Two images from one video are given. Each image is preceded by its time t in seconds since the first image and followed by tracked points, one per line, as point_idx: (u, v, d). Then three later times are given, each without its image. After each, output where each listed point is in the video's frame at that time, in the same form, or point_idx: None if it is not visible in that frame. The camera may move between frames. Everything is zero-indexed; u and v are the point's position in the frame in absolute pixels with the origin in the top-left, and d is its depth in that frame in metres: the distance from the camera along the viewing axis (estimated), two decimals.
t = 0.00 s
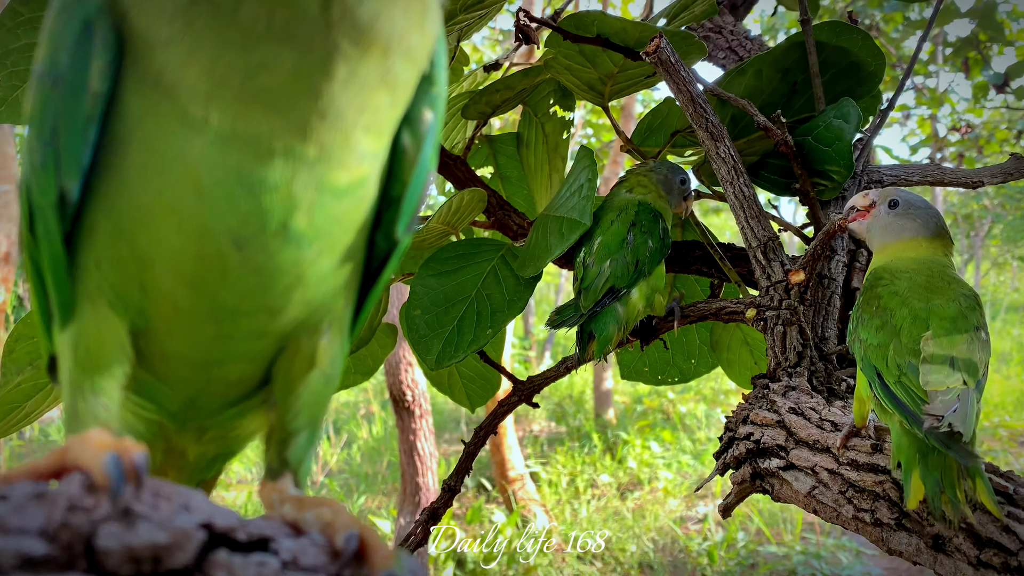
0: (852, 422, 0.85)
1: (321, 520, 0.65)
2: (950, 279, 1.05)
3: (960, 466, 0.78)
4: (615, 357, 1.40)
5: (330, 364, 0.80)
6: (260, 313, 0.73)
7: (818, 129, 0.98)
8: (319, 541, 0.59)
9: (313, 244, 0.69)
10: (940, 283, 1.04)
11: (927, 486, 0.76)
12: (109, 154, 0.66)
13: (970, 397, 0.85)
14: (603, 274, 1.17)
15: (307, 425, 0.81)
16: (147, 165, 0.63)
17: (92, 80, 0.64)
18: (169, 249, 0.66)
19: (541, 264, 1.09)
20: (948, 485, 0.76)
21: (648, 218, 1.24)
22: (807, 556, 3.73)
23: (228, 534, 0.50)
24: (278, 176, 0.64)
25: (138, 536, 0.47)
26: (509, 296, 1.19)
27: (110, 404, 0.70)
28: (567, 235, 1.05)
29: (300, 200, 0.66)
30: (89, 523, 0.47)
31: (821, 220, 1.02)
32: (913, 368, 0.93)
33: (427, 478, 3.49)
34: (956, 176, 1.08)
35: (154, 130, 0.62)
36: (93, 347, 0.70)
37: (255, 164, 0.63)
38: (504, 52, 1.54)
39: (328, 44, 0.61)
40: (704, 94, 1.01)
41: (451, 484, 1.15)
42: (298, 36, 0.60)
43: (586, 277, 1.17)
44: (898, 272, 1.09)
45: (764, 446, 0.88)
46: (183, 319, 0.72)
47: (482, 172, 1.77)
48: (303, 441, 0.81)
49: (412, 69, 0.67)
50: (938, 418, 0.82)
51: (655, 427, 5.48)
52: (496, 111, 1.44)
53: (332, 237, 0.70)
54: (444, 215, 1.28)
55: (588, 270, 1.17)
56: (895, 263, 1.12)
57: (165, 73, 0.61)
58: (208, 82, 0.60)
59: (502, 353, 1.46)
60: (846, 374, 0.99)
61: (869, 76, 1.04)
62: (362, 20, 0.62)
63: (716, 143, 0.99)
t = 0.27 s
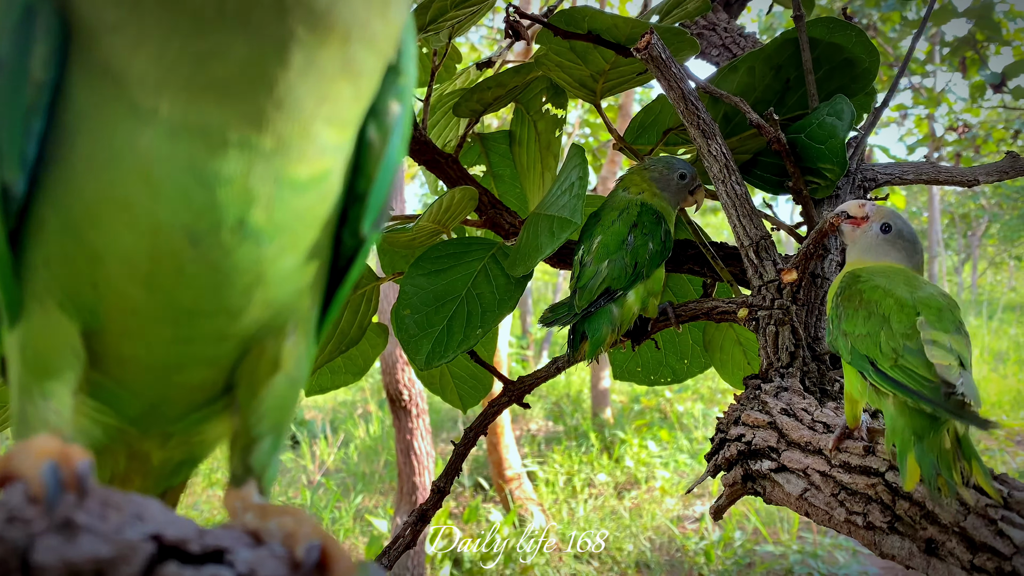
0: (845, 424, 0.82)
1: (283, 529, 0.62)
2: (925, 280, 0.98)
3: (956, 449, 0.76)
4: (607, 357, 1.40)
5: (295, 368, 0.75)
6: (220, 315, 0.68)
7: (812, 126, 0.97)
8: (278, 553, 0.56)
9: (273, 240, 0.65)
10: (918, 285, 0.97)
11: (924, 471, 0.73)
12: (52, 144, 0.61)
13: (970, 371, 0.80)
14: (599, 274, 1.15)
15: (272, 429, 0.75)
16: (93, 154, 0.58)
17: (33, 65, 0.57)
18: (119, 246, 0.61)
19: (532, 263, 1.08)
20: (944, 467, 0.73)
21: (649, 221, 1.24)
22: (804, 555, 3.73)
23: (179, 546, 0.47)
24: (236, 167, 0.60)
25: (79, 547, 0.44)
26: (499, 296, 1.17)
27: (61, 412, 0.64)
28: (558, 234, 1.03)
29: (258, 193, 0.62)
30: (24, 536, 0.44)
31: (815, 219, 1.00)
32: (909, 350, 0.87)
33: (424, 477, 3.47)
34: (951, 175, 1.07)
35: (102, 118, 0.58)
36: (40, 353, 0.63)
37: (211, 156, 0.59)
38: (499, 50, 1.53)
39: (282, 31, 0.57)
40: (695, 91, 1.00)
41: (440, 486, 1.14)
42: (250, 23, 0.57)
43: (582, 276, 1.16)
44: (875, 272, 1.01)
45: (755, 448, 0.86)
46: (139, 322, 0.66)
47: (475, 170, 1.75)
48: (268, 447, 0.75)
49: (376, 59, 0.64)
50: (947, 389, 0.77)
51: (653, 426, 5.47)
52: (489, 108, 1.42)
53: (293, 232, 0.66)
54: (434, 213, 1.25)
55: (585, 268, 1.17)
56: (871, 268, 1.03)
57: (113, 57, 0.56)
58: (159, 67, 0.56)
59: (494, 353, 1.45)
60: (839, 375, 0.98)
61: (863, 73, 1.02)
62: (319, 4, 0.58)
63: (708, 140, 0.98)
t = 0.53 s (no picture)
0: (838, 425, 0.81)
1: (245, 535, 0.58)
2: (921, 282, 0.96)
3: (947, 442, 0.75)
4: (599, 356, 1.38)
5: (260, 370, 0.68)
6: (177, 311, 0.61)
7: (806, 122, 0.95)
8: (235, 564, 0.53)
9: (231, 236, 0.59)
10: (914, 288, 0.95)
11: (914, 464, 0.72)
12: None
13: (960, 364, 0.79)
14: (588, 275, 1.15)
15: (236, 433, 0.68)
16: (34, 142, 0.52)
17: None
18: (65, 241, 0.55)
19: (522, 261, 1.06)
20: (935, 459, 0.72)
21: (638, 222, 1.23)
22: (801, 554, 3.73)
23: (126, 558, 0.45)
24: (189, 158, 0.54)
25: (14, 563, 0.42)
26: (491, 294, 1.16)
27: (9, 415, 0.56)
28: (549, 231, 1.01)
29: (214, 185, 0.56)
30: None
31: (808, 217, 0.99)
32: (900, 344, 0.86)
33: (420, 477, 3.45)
34: (946, 172, 1.05)
35: (44, 103, 0.52)
36: None
37: (163, 145, 0.53)
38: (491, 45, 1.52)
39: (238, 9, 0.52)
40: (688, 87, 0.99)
41: (430, 487, 1.12)
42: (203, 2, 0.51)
43: (570, 277, 1.14)
44: (869, 275, 1.00)
45: (748, 449, 0.85)
46: (93, 321, 0.59)
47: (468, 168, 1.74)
48: (231, 452, 0.67)
49: (340, 44, 0.59)
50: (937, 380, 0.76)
51: (650, 426, 5.46)
52: (481, 105, 1.41)
53: (255, 228, 0.60)
54: (425, 211, 1.23)
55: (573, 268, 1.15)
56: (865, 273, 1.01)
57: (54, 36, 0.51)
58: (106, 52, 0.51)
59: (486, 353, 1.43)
60: (833, 375, 0.97)
61: (857, 69, 1.01)
62: None
63: (699, 136, 0.97)
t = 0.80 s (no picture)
0: (834, 427, 0.79)
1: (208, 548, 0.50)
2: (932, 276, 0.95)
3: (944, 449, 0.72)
4: (595, 356, 1.37)
5: (229, 374, 0.58)
6: (137, 311, 0.53)
7: (801, 120, 0.94)
8: None
9: (192, 234, 0.52)
10: (922, 282, 0.94)
11: (913, 469, 0.70)
12: None
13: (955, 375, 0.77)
14: (558, 275, 1.16)
15: (203, 440, 0.57)
16: None
17: None
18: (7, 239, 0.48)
19: (514, 260, 1.05)
20: (934, 465, 0.70)
21: (607, 218, 1.22)
22: (798, 554, 3.72)
23: (77, 572, 0.41)
24: (143, 150, 0.48)
25: None
26: (482, 294, 1.14)
27: None
28: (541, 231, 1.00)
29: (172, 180, 0.50)
30: None
31: (804, 215, 0.98)
32: (893, 349, 0.84)
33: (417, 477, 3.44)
34: (944, 170, 1.04)
35: None
36: None
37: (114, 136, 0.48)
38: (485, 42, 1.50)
39: None
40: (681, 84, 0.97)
41: (423, 489, 1.11)
42: None
43: (541, 279, 1.17)
44: (878, 268, 0.99)
45: (742, 451, 0.83)
46: (44, 324, 0.51)
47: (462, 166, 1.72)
48: (198, 459, 0.56)
49: (305, 32, 0.54)
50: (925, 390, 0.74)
51: (647, 425, 5.45)
52: (474, 102, 1.39)
53: (219, 225, 0.53)
54: (416, 209, 1.21)
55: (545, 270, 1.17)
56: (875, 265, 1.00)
57: None
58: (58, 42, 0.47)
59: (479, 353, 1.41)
60: (828, 376, 0.95)
61: (853, 66, 0.99)
62: None
63: (694, 133, 0.95)
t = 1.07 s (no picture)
0: (829, 427, 0.78)
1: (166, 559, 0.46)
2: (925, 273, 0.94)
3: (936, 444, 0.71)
4: (588, 355, 1.36)
5: (193, 375, 0.50)
6: (88, 312, 0.46)
7: (796, 116, 0.93)
8: None
9: (144, 228, 0.46)
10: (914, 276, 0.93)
11: (903, 465, 0.69)
12: None
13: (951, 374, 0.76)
14: (547, 273, 1.17)
15: (165, 446, 0.49)
16: None
17: None
18: None
19: (503, 258, 1.04)
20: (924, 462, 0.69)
21: (598, 215, 1.25)
22: (794, 553, 3.72)
23: None
24: (89, 139, 0.44)
25: None
26: (474, 293, 1.12)
27: None
28: (532, 228, 0.98)
29: (120, 171, 0.45)
30: None
31: (798, 213, 0.96)
32: (888, 344, 0.84)
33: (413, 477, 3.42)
34: (941, 168, 1.03)
35: None
36: None
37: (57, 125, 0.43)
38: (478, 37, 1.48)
39: None
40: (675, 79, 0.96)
41: (412, 491, 1.10)
42: None
43: (531, 277, 1.17)
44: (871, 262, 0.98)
45: (736, 452, 0.82)
46: None
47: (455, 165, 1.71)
48: (161, 466, 0.49)
49: (263, 16, 0.48)
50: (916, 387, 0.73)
51: (644, 425, 5.44)
52: (466, 99, 1.38)
53: (174, 219, 0.47)
54: (407, 207, 1.20)
55: (534, 268, 1.18)
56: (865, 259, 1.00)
57: None
58: None
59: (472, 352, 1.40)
60: (823, 376, 0.94)
61: (849, 61, 0.98)
62: None
63: (688, 130, 0.94)
